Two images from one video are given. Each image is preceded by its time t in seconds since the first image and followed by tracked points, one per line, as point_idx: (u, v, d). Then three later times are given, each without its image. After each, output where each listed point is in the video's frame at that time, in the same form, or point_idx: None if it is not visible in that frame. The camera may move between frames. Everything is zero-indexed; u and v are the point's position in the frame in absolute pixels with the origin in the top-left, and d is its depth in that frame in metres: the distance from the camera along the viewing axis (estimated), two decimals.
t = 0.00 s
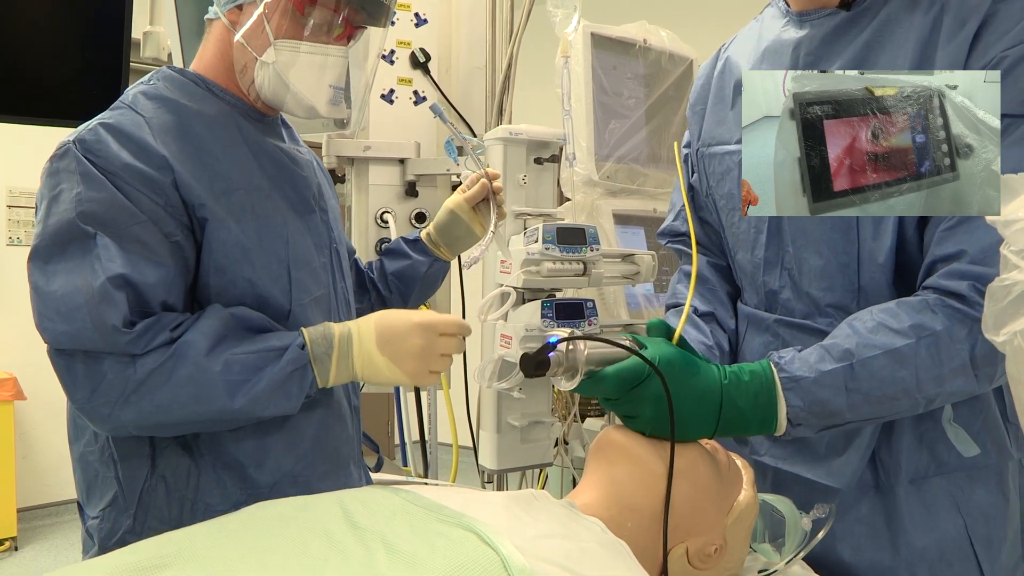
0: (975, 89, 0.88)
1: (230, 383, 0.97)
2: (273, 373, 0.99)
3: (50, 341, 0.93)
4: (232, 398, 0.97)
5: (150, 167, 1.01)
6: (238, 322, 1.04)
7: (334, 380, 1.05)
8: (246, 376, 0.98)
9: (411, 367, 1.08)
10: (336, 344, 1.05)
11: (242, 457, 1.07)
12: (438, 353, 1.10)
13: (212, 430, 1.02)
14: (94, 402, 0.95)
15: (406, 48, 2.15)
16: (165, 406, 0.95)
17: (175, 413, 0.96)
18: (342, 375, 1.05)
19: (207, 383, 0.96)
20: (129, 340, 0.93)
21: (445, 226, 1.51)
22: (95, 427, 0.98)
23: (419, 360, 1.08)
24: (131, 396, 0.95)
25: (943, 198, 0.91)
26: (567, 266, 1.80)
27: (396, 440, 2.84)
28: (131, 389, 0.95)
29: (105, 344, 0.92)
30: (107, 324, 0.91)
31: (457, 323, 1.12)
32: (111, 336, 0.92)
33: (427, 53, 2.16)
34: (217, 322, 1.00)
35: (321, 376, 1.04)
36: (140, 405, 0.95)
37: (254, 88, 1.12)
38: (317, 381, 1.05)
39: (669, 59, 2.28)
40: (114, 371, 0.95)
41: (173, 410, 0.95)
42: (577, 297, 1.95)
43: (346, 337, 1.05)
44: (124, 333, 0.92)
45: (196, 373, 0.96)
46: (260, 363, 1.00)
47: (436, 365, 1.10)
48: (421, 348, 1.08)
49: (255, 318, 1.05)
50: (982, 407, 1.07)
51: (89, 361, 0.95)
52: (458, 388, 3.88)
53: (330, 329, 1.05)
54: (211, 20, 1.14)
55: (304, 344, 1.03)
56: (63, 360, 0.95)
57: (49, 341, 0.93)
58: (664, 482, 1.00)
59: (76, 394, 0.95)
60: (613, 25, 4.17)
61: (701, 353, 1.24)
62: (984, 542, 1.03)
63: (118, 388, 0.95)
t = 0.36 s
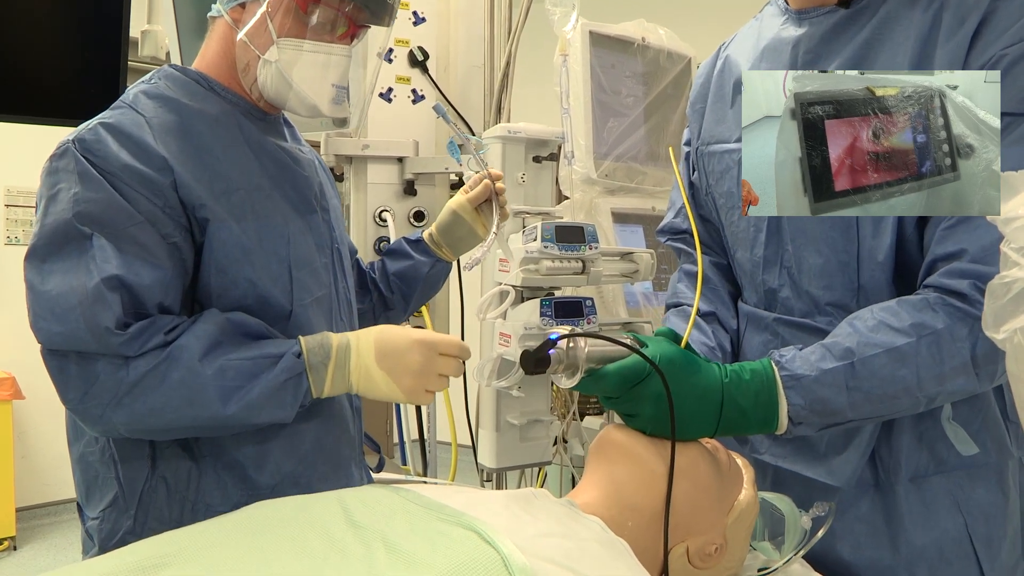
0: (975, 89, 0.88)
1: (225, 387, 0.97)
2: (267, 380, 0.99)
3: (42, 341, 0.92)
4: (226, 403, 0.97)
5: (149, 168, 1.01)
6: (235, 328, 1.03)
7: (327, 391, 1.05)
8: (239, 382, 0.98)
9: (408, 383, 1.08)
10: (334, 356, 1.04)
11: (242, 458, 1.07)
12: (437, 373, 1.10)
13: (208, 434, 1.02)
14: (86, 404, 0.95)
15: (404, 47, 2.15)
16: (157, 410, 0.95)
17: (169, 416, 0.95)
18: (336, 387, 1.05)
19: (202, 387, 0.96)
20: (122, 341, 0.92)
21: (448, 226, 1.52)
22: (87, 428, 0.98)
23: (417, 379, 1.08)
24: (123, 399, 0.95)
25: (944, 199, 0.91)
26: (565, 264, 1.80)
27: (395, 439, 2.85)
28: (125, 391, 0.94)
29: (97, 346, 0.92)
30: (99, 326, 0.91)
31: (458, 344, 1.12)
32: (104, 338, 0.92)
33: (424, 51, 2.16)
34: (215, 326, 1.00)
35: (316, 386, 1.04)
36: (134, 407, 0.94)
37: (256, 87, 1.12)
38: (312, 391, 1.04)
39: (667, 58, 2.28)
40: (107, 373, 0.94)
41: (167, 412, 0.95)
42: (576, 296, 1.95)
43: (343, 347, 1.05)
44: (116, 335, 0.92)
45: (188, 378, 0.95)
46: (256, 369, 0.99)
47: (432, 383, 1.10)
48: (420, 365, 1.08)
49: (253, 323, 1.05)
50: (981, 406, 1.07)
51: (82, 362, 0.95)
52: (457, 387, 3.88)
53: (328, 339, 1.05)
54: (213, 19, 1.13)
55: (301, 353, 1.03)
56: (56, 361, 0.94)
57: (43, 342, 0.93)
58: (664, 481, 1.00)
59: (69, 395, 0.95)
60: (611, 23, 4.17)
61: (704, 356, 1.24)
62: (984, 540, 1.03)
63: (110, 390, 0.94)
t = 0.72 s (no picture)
0: (976, 89, 0.88)
1: (220, 385, 0.97)
2: (263, 381, 0.99)
3: (38, 339, 0.92)
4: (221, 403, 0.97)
5: (147, 166, 1.00)
6: (232, 327, 1.03)
7: (323, 392, 1.05)
8: (235, 382, 0.98)
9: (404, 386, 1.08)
10: (331, 357, 1.04)
11: (242, 456, 1.07)
12: (433, 377, 1.09)
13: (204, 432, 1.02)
14: (81, 401, 0.95)
15: (404, 43, 2.14)
16: (151, 409, 0.94)
17: (165, 414, 0.95)
18: (332, 387, 1.05)
19: (199, 386, 0.96)
20: (117, 340, 0.92)
21: (449, 224, 1.51)
22: (82, 425, 0.98)
23: (413, 383, 1.08)
24: (117, 397, 0.95)
25: (945, 199, 0.90)
26: (565, 261, 1.80)
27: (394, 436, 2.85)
28: (122, 389, 0.94)
29: (92, 344, 0.92)
30: (94, 325, 0.91)
31: (456, 347, 1.11)
32: (99, 336, 0.92)
33: (424, 48, 2.15)
34: (212, 325, 1.00)
35: (312, 386, 1.03)
36: (131, 405, 0.94)
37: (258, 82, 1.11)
38: (308, 391, 1.04)
39: (667, 55, 2.28)
40: (103, 372, 0.94)
41: (165, 410, 0.95)
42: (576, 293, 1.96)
43: (340, 348, 1.05)
44: (111, 333, 0.92)
45: (183, 378, 0.95)
46: (252, 369, 0.99)
47: (428, 386, 1.09)
48: (417, 368, 1.07)
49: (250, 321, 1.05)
50: (981, 402, 1.07)
51: (78, 360, 0.95)
52: (456, 383, 3.89)
53: (325, 339, 1.05)
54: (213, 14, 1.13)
55: (297, 353, 1.03)
56: (52, 359, 0.95)
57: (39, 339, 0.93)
58: (664, 478, 1.00)
59: (65, 392, 0.95)
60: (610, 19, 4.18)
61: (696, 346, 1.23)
62: (983, 536, 1.04)
63: (105, 388, 0.94)
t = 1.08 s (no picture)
0: (976, 89, 0.89)
1: (218, 384, 0.97)
2: (262, 379, 0.98)
3: (37, 336, 0.92)
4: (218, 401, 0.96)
5: (146, 164, 1.00)
6: (231, 325, 1.03)
7: (322, 390, 1.05)
8: (234, 381, 0.98)
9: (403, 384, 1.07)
10: (330, 356, 1.04)
11: (242, 455, 1.07)
12: (431, 376, 1.09)
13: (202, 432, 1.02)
14: (81, 400, 0.95)
15: (403, 42, 2.14)
16: (149, 407, 0.94)
17: (164, 413, 0.95)
18: (331, 386, 1.05)
19: (198, 386, 0.95)
20: (115, 339, 0.92)
21: (449, 222, 1.52)
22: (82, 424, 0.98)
23: (413, 381, 1.07)
24: (116, 395, 0.94)
25: (945, 199, 0.90)
26: (565, 259, 1.80)
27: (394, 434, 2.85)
28: (121, 388, 0.94)
29: (91, 343, 0.92)
30: (93, 323, 0.91)
31: (455, 345, 1.11)
32: (98, 335, 0.91)
33: (423, 46, 2.13)
34: (212, 326, 1.00)
35: (311, 385, 1.03)
36: (130, 403, 0.94)
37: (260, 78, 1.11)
38: (308, 390, 1.04)
39: (667, 53, 2.27)
40: (101, 370, 0.94)
41: (163, 409, 0.95)
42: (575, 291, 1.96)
43: (339, 347, 1.04)
44: (110, 332, 0.92)
45: (182, 377, 0.95)
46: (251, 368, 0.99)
47: (427, 384, 1.09)
48: (415, 367, 1.06)
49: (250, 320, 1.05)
50: (981, 399, 1.07)
51: (77, 359, 0.94)
52: (455, 381, 3.89)
53: (324, 338, 1.05)
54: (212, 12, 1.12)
55: (296, 352, 1.03)
56: (50, 357, 0.94)
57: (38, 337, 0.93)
58: (664, 477, 1.00)
59: (63, 391, 0.95)
60: (611, 16, 4.17)
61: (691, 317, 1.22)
62: (983, 533, 1.04)
63: (103, 387, 0.94)
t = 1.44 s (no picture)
0: (976, 90, 0.89)
1: (311, 322, 0.89)
2: (347, 297, 0.90)
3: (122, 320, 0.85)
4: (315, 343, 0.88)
5: (175, 154, 0.99)
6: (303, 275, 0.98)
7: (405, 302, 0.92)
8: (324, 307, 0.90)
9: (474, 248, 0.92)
10: (392, 270, 0.91)
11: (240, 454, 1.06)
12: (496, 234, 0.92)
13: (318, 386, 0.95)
14: (187, 375, 0.88)
15: (401, 41, 2.14)
16: (263, 360, 0.88)
17: (266, 372, 0.88)
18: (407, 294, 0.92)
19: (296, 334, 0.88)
20: (215, 300, 0.88)
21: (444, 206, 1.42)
22: (191, 404, 0.91)
23: (476, 242, 0.91)
24: (224, 359, 0.88)
25: (944, 200, 0.90)
26: (563, 258, 1.80)
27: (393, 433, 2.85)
28: (222, 352, 0.88)
29: (194, 310, 0.86)
30: (193, 288, 0.86)
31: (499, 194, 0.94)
32: (202, 299, 0.87)
33: (423, 46, 2.13)
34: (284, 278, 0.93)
35: (397, 297, 0.91)
36: (231, 370, 0.88)
37: (275, 71, 1.13)
38: (398, 307, 0.92)
39: (665, 52, 2.26)
40: (203, 338, 0.88)
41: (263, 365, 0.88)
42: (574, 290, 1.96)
43: (399, 257, 0.92)
44: (207, 291, 0.87)
45: (281, 317, 0.89)
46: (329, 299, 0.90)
47: (497, 234, 0.93)
48: (469, 220, 0.90)
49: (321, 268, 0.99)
50: (979, 399, 1.07)
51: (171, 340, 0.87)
52: (454, 380, 3.90)
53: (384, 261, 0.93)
54: (204, 12, 1.08)
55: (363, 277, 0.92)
56: (145, 357, 0.87)
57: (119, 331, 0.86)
58: (662, 477, 0.99)
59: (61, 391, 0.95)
60: (610, 14, 4.17)
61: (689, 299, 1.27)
62: (981, 533, 1.04)
63: (212, 353, 0.88)
